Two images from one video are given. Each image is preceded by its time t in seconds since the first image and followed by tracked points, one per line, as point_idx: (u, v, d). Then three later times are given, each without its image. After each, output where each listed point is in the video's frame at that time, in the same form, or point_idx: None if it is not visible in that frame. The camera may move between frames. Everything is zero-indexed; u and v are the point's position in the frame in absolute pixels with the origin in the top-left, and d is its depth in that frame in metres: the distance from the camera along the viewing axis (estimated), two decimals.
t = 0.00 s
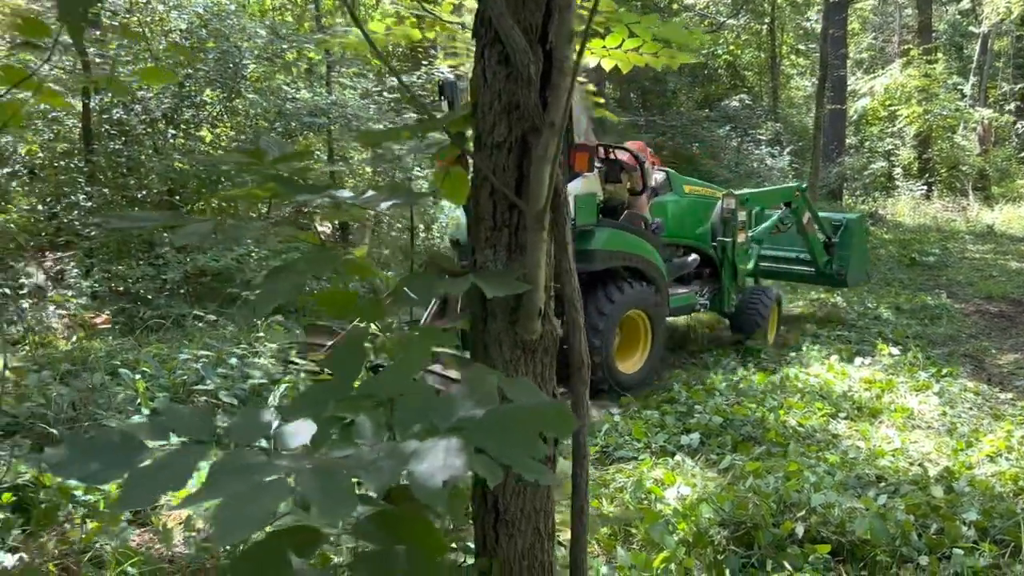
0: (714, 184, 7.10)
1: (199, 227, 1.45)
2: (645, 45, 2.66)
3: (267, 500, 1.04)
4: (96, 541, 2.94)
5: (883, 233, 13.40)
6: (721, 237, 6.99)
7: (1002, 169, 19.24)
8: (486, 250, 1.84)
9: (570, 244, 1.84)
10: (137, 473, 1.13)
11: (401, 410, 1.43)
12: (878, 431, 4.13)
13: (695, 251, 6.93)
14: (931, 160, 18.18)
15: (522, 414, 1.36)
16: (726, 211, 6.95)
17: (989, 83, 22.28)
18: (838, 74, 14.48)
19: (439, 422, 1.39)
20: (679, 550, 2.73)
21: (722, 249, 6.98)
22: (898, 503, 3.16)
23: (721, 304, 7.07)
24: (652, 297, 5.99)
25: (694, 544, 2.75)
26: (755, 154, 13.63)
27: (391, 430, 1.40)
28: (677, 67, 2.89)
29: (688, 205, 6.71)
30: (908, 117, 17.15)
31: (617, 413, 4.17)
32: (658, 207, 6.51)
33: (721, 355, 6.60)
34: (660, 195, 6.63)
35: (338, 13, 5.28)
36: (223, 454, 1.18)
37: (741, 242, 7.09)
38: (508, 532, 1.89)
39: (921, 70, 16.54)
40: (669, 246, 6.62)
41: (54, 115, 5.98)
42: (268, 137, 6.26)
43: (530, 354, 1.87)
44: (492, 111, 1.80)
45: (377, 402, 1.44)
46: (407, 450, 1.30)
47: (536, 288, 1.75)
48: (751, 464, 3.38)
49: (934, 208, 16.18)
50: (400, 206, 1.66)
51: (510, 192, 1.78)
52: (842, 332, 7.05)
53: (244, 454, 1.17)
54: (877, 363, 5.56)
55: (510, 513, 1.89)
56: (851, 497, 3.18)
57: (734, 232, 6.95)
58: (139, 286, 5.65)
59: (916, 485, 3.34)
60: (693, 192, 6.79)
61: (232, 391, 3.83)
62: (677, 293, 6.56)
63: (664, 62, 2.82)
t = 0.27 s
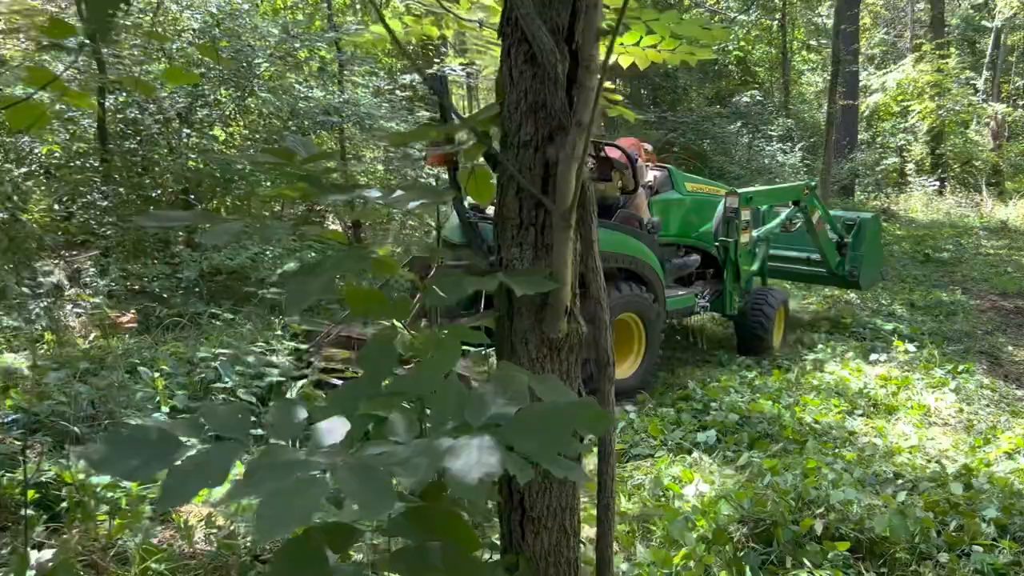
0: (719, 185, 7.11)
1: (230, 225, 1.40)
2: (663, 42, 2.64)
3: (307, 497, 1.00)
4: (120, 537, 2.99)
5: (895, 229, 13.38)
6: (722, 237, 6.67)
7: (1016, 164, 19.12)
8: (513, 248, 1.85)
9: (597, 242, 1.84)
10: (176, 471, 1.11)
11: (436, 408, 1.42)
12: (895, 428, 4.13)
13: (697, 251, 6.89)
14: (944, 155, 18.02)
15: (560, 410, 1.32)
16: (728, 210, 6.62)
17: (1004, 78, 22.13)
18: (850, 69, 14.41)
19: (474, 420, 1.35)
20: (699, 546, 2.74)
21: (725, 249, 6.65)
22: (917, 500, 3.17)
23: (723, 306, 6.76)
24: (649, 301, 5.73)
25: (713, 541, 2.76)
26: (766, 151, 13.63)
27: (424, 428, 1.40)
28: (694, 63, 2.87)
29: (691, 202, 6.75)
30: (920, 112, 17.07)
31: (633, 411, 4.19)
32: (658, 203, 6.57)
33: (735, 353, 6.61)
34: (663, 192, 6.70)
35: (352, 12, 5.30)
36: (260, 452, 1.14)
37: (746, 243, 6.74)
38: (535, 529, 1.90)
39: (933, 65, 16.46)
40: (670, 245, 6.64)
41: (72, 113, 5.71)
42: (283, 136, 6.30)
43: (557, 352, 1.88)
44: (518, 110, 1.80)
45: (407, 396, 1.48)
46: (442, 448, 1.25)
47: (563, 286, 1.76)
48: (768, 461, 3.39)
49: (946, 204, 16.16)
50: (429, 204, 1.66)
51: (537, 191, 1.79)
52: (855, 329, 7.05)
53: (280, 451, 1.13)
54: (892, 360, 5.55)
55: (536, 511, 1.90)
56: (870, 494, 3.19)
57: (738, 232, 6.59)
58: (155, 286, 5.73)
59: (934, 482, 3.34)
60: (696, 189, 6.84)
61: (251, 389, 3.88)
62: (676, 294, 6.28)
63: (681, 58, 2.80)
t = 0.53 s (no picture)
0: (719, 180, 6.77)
1: (256, 224, 1.38)
2: (680, 40, 2.64)
3: (338, 495, 0.98)
4: (142, 534, 3.04)
5: (910, 226, 13.33)
6: (722, 236, 6.44)
7: None
8: (535, 247, 1.86)
9: (619, 240, 1.84)
10: (207, 468, 1.10)
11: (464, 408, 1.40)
12: (911, 425, 4.12)
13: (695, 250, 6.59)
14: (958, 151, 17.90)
15: (589, 408, 1.29)
16: (727, 208, 6.41)
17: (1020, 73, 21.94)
18: (863, 65, 14.33)
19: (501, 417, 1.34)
20: (717, 543, 2.75)
21: (724, 249, 6.44)
22: (934, 497, 3.17)
23: (723, 308, 6.55)
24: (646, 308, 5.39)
25: (731, 538, 2.77)
26: (778, 148, 13.60)
27: (452, 425, 1.39)
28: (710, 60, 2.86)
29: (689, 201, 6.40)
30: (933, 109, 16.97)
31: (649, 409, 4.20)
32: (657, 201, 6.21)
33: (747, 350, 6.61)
34: (660, 190, 6.31)
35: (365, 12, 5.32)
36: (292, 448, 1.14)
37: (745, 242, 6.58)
38: (558, 526, 1.91)
39: (946, 61, 16.36)
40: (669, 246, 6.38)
41: (88, 114, 5.84)
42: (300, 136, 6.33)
43: (579, 350, 1.88)
44: (541, 109, 1.81)
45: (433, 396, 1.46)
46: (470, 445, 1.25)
47: (586, 284, 1.76)
48: (785, 459, 3.39)
49: (960, 200, 16.08)
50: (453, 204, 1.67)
51: (560, 190, 1.79)
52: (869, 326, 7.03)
53: (313, 447, 1.13)
54: (908, 357, 5.54)
55: (559, 507, 1.91)
56: (887, 492, 3.18)
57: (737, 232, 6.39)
58: (171, 284, 5.77)
59: (952, 480, 3.34)
60: (695, 187, 6.49)
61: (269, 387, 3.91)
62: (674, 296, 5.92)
63: (697, 55, 2.79)
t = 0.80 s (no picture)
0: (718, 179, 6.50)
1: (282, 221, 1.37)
2: (695, 35, 2.63)
3: (366, 486, 0.98)
4: (163, 529, 3.07)
5: (924, 223, 13.25)
6: (722, 236, 6.26)
7: None
8: (557, 242, 1.87)
9: (640, 234, 1.85)
10: (236, 460, 1.11)
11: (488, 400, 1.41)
12: (928, 422, 4.11)
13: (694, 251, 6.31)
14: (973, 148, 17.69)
15: (612, 398, 1.29)
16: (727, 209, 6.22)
17: None
18: (876, 61, 14.24)
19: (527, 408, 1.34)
20: (734, 539, 2.76)
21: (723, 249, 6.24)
22: (953, 494, 3.16)
23: (722, 310, 6.32)
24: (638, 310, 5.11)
25: (749, 534, 2.77)
26: (791, 145, 13.54)
27: (478, 417, 1.40)
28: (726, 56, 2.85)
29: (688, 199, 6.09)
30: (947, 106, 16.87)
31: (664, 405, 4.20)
32: (654, 199, 5.91)
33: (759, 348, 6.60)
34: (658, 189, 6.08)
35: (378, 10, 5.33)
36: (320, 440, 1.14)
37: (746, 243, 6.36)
38: (579, 519, 1.92)
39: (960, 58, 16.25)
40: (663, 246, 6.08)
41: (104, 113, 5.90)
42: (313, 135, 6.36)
43: (600, 344, 1.89)
44: (563, 105, 1.82)
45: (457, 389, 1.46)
46: (496, 437, 1.24)
47: (608, 279, 1.77)
48: (802, 455, 3.39)
49: (975, 196, 15.88)
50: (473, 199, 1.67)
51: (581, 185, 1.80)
52: (882, 324, 7.00)
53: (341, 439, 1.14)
54: (924, 354, 5.51)
55: (580, 501, 1.92)
56: (905, 488, 3.18)
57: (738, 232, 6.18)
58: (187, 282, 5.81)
59: (969, 477, 3.32)
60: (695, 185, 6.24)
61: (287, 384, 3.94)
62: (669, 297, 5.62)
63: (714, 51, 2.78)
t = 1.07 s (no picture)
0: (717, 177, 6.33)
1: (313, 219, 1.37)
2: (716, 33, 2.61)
3: (398, 485, 0.97)
4: (184, 526, 3.11)
5: (940, 221, 13.16)
6: (721, 237, 6.09)
7: None
8: (581, 240, 1.87)
9: (664, 233, 1.84)
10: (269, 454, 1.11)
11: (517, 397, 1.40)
12: (947, 421, 4.09)
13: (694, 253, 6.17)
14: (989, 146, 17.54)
15: (639, 397, 1.23)
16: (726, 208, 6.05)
17: None
18: (892, 59, 14.13)
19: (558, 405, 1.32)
20: (754, 538, 2.76)
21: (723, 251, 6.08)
22: (973, 493, 3.15)
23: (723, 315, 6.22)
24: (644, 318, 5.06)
25: (768, 533, 2.78)
26: (805, 143, 13.48)
27: (505, 414, 1.38)
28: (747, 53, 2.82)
29: (687, 199, 5.94)
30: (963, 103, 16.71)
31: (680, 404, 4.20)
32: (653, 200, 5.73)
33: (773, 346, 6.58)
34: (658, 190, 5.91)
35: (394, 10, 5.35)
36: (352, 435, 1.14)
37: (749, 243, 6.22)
38: (603, 517, 1.92)
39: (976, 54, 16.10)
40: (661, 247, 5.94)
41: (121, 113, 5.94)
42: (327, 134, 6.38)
43: (625, 343, 1.89)
44: (588, 104, 1.82)
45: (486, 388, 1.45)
46: (525, 436, 1.23)
47: (632, 277, 1.77)
48: (820, 455, 3.38)
49: (991, 194, 15.83)
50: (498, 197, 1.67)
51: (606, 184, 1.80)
52: (898, 322, 6.97)
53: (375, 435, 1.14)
54: (941, 354, 5.48)
55: (604, 499, 1.92)
56: (925, 488, 3.16)
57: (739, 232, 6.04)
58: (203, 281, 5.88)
59: (989, 477, 3.31)
60: (695, 185, 6.07)
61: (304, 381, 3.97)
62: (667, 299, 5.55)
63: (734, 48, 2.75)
